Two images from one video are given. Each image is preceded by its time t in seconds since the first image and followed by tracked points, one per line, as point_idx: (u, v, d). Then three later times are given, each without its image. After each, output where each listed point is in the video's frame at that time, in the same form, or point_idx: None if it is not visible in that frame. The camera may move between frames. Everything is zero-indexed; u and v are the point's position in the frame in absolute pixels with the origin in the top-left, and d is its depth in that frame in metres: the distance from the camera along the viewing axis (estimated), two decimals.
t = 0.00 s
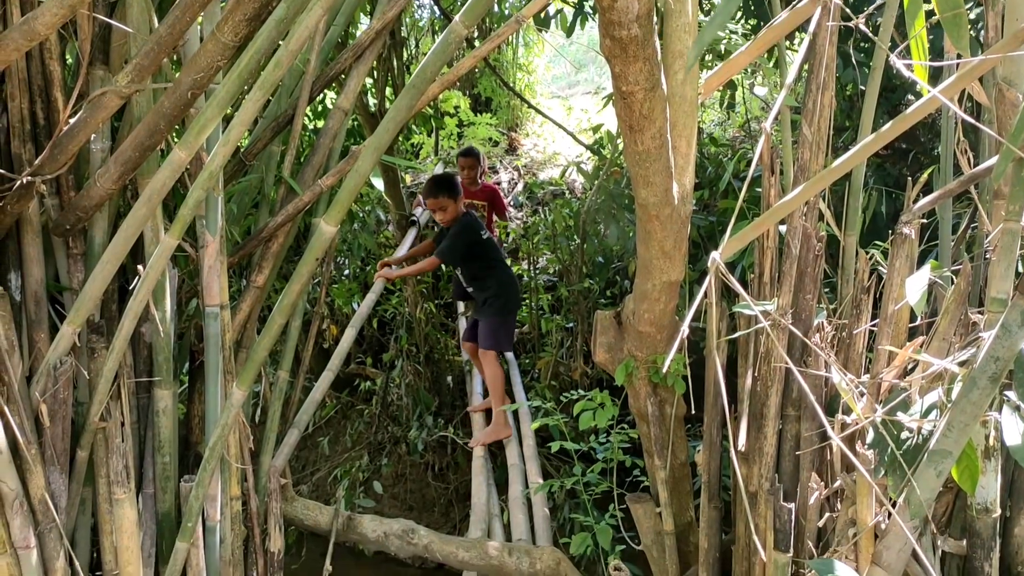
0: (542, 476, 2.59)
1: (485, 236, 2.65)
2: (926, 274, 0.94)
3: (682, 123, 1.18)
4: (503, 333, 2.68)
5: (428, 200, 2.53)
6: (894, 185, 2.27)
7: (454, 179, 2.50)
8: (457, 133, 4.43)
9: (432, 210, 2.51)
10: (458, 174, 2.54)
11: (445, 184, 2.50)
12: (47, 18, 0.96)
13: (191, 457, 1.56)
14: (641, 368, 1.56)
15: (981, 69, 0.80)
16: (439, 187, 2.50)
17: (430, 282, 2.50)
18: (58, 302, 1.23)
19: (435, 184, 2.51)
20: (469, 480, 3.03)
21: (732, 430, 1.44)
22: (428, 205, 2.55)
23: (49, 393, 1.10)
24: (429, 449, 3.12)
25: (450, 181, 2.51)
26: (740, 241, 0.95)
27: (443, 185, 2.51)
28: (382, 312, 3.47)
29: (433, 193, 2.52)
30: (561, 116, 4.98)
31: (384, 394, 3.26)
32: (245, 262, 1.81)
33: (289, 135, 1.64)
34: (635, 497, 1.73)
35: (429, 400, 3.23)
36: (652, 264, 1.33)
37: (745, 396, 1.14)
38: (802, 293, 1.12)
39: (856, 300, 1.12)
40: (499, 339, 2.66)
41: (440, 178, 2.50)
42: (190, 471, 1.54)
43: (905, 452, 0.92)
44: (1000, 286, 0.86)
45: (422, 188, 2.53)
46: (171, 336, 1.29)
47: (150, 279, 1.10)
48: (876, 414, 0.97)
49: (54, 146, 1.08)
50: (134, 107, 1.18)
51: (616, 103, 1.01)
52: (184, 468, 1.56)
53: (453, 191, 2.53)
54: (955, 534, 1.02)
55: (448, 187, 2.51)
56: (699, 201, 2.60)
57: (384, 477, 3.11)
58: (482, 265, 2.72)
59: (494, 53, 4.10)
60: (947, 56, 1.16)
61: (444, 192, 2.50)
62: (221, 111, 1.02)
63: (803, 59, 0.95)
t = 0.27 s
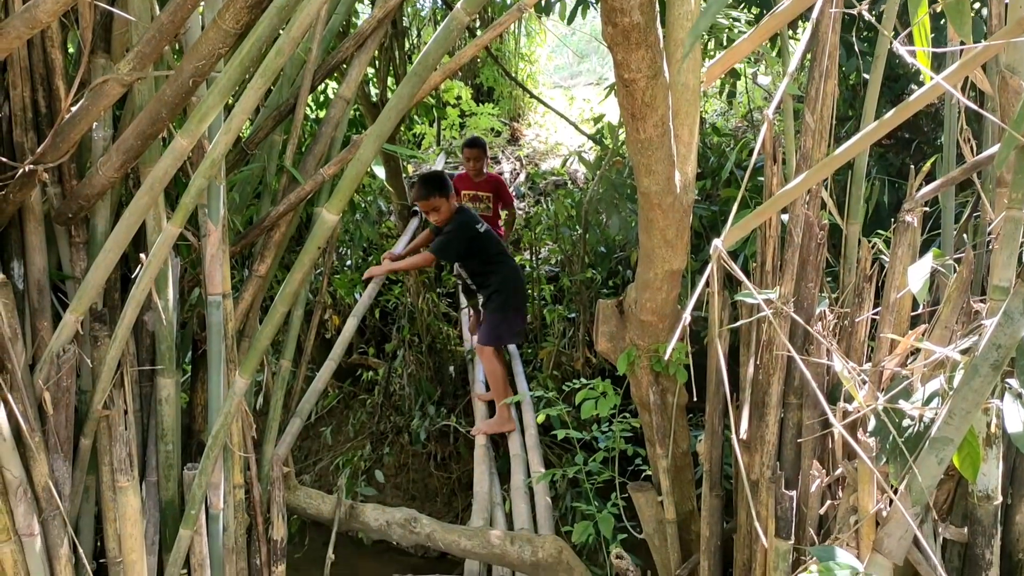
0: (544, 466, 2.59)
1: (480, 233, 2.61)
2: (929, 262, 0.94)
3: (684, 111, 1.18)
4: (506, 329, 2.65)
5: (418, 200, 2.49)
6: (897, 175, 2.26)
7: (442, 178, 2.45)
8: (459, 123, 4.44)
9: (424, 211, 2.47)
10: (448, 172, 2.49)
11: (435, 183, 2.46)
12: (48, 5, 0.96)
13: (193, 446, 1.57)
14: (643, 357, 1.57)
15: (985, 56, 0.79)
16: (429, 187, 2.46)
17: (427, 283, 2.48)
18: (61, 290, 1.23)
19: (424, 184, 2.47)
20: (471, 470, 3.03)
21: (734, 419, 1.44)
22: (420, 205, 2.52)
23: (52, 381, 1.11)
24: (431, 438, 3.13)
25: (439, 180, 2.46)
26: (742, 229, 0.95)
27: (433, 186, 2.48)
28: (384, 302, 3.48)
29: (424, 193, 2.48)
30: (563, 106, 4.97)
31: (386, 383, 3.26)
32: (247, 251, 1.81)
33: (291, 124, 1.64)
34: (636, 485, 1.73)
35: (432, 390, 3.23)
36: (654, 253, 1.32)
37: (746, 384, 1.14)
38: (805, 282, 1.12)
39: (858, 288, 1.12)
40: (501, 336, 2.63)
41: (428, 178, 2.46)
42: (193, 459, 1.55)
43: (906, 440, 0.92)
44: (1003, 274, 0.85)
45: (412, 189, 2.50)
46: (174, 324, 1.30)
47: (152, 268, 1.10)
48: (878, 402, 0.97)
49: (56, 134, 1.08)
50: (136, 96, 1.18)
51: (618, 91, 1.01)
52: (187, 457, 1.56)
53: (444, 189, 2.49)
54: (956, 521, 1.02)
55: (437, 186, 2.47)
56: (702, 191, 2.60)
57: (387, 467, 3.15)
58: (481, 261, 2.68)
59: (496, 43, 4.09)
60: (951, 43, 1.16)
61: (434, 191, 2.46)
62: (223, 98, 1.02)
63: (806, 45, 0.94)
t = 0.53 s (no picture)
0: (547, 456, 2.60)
1: (483, 226, 2.57)
2: (931, 252, 0.93)
3: (688, 101, 1.17)
4: (514, 322, 2.61)
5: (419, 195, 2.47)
6: (901, 165, 2.25)
7: (441, 171, 2.42)
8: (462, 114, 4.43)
9: (424, 205, 2.45)
10: (447, 165, 2.46)
11: (434, 177, 2.43)
12: None
13: (196, 435, 1.57)
14: (645, 347, 1.57)
15: (987, 42, 0.79)
16: (428, 181, 2.43)
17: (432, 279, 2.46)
18: (65, 279, 1.24)
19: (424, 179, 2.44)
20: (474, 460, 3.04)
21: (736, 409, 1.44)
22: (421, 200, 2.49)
23: (57, 369, 1.11)
24: (434, 429, 3.13)
25: (438, 174, 2.43)
26: (745, 218, 0.95)
27: (434, 180, 2.43)
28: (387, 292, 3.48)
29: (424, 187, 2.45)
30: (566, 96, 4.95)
31: (390, 373, 3.26)
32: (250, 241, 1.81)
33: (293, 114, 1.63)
34: (638, 475, 1.73)
35: (435, 380, 3.23)
36: (657, 242, 1.32)
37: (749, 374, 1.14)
38: (808, 271, 1.11)
39: (861, 277, 1.12)
40: (509, 329, 2.60)
41: (428, 172, 2.43)
42: (196, 448, 1.55)
43: (908, 428, 0.92)
44: (1006, 263, 0.85)
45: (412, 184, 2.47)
46: (176, 313, 1.30)
47: (155, 257, 1.10)
48: (880, 391, 0.97)
49: (59, 123, 1.08)
50: (138, 84, 1.17)
51: (620, 80, 1.01)
52: (190, 446, 1.57)
53: (444, 183, 2.46)
54: (958, 509, 1.02)
55: (437, 179, 2.44)
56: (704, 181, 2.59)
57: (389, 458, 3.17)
58: (486, 254, 2.65)
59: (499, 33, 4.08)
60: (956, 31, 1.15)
61: (433, 185, 2.43)
62: (225, 87, 1.02)
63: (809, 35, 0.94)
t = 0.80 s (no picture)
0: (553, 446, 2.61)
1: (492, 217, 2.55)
2: (937, 241, 0.93)
3: (692, 90, 1.17)
4: (521, 315, 2.59)
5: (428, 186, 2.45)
6: (909, 156, 2.24)
7: (451, 161, 2.40)
8: (469, 105, 4.43)
9: (433, 196, 2.43)
10: (457, 155, 2.44)
11: (444, 167, 2.41)
12: None
13: (204, 424, 1.58)
14: (651, 337, 1.57)
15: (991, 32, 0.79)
16: (437, 171, 2.41)
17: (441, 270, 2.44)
18: (73, 269, 1.24)
19: (433, 169, 2.42)
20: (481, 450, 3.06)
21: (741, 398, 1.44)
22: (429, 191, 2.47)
23: (64, 358, 1.12)
24: (441, 419, 3.14)
25: (448, 164, 2.42)
26: (749, 208, 0.96)
27: (443, 170, 2.41)
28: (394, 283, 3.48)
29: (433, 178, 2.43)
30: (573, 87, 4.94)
31: (396, 364, 3.27)
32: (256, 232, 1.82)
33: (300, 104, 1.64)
34: (643, 465, 1.74)
35: (442, 370, 3.24)
36: (662, 232, 1.32)
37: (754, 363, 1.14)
38: (813, 260, 1.11)
39: (866, 266, 1.12)
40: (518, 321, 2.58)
41: (437, 162, 2.41)
42: (204, 437, 1.56)
43: (913, 418, 0.92)
44: (1012, 251, 0.85)
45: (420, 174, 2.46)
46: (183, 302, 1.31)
47: (161, 246, 1.11)
48: (885, 380, 0.97)
49: (66, 112, 1.09)
50: (144, 74, 1.18)
51: (625, 69, 1.01)
52: (197, 435, 1.58)
53: (454, 173, 2.44)
54: (962, 499, 1.02)
55: (446, 170, 2.42)
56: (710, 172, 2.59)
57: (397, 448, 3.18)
58: (495, 247, 2.63)
59: (506, 23, 4.07)
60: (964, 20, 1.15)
61: (443, 175, 2.41)
62: (230, 77, 1.02)
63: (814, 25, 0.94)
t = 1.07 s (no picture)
0: (563, 434, 2.61)
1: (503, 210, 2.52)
2: (947, 228, 0.92)
3: (701, 77, 1.17)
4: (529, 312, 2.54)
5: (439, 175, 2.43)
6: (923, 144, 2.22)
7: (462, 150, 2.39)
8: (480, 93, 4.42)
9: (443, 185, 2.41)
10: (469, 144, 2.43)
11: (455, 156, 2.39)
12: None
13: (215, 410, 1.59)
14: (660, 325, 1.57)
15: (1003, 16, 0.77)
16: (448, 159, 2.39)
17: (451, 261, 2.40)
18: (85, 256, 1.25)
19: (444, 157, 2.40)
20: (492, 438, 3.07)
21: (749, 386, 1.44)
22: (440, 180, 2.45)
23: (77, 344, 1.13)
24: (453, 408, 3.16)
25: (459, 153, 2.40)
26: (758, 194, 0.95)
27: (454, 159, 2.40)
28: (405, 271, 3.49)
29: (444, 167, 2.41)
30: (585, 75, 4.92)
31: (407, 353, 3.28)
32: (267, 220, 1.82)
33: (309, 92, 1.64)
34: (652, 453, 1.74)
35: (453, 358, 3.24)
36: (671, 220, 1.32)
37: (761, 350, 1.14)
38: (822, 247, 1.10)
39: (875, 254, 1.11)
40: (530, 317, 2.54)
41: (448, 151, 2.40)
42: (215, 423, 1.57)
43: (920, 406, 0.92)
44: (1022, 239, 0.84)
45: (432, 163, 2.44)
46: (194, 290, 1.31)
47: (171, 233, 1.12)
48: (893, 368, 0.97)
49: (76, 101, 1.09)
50: (154, 62, 1.18)
51: (632, 55, 1.00)
52: (208, 421, 1.59)
53: (465, 162, 2.42)
54: (970, 487, 1.02)
55: (457, 159, 2.40)
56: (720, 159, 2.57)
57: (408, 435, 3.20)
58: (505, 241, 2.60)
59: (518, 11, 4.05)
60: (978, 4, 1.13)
61: (454, 164, 2.39)
62: (238, 64, 1.02)
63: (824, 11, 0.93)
